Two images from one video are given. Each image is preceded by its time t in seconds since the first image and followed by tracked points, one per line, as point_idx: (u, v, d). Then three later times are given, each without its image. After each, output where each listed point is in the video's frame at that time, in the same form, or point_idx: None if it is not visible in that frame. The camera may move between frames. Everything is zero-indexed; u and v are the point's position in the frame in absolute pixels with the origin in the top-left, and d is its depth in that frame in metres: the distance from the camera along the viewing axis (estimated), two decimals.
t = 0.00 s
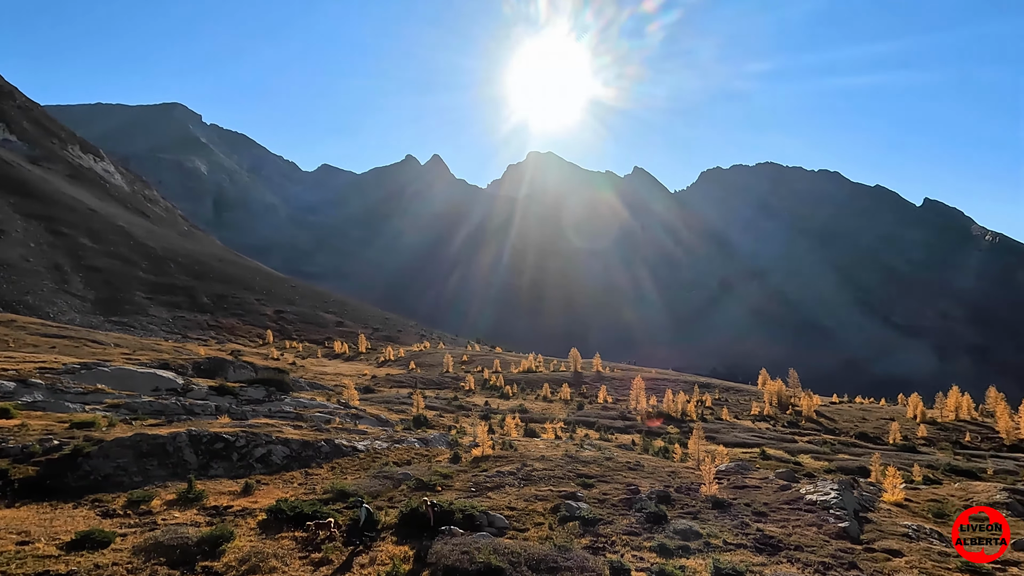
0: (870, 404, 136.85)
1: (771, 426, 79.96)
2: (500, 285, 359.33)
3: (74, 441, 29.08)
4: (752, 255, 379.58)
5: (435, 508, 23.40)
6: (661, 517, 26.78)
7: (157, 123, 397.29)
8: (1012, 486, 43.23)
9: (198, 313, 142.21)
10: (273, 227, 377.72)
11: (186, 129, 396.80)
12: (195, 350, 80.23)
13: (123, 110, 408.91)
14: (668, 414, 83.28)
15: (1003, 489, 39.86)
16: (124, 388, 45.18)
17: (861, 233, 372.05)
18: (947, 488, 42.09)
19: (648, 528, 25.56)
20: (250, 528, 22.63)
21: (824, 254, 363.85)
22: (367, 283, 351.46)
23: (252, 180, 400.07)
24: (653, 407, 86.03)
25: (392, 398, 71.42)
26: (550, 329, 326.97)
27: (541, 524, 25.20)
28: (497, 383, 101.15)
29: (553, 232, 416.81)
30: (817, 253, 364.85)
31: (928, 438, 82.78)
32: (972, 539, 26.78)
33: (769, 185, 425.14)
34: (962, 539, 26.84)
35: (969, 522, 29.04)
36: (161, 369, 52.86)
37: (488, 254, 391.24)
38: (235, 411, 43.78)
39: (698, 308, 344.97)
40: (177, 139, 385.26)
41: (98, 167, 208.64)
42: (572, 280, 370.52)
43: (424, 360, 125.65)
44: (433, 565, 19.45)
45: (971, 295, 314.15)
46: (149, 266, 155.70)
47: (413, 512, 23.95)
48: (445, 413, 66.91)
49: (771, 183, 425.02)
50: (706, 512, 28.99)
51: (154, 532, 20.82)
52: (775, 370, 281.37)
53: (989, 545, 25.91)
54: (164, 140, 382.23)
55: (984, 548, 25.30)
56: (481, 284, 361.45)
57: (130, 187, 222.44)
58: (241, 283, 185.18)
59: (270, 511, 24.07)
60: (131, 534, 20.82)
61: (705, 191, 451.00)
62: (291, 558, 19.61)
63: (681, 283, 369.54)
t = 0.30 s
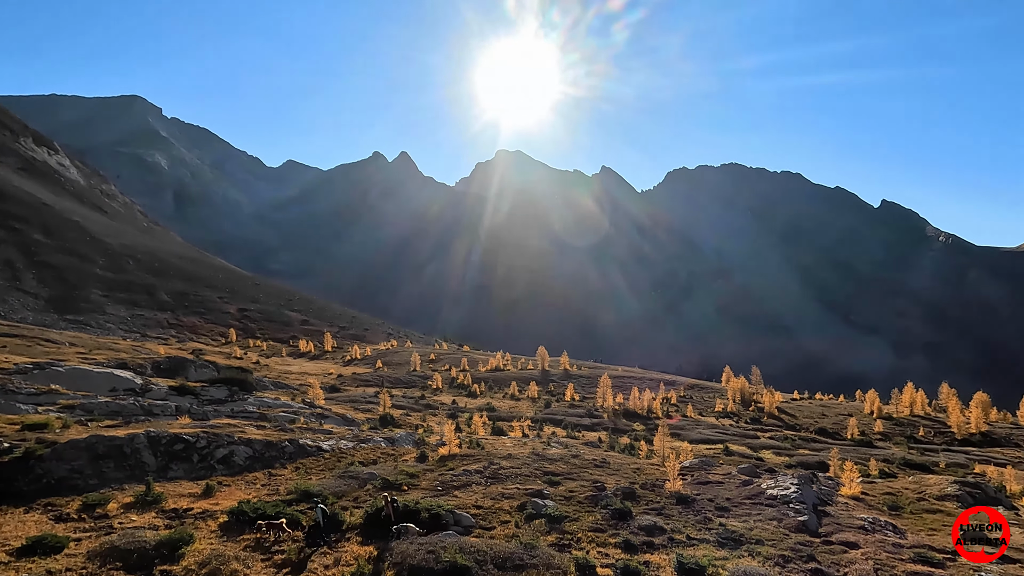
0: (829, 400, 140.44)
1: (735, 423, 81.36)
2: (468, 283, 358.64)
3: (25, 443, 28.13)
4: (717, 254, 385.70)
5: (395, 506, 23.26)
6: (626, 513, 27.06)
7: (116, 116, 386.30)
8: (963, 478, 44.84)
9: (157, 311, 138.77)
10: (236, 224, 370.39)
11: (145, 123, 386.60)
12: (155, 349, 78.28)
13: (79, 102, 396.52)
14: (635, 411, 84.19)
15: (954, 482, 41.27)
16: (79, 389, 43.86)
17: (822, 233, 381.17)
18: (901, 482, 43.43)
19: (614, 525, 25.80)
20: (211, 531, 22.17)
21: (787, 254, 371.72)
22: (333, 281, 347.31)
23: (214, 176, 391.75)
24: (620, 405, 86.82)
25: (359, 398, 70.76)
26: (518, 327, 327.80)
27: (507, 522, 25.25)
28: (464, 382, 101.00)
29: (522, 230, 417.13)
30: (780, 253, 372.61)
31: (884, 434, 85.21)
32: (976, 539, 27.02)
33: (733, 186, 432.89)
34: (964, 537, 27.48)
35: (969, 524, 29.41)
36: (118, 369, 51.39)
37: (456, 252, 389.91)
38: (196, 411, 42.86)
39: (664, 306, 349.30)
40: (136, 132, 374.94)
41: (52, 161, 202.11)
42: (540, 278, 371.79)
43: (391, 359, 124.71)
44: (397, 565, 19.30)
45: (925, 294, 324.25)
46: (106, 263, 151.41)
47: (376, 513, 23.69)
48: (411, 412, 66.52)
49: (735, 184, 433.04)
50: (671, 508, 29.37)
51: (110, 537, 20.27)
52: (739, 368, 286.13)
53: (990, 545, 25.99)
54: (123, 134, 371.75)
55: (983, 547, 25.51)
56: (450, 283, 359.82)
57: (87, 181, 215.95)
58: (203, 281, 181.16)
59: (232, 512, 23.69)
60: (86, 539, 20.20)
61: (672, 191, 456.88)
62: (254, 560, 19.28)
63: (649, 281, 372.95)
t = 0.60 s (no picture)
0: (790, 397, 143.67)
1: (700, 420, 82.62)
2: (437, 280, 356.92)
3: None
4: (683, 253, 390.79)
5: (353, 506, 23.02)
6: (592, 510, 27.28)
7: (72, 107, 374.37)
8: (917, 471, 46.27)
9: (116, 309, 135.01)
10: (199, 220, 362.25)
11: (104, 115, 375.57)
12: (113, 349, 76.14)
13: (33, 93, 383.16)
14: (602, 409, 84.86)
15: (910, 475, 42.57)
16: (32, 389, 42.41)
17: (785, 234, 389.62)
18: (858, 476, 44.68)
19: (580, 522, 25.99)
20: (170, 534, 21.69)
21: (751, 253, 378.68)
22: (300, 279, 342.54)
23: (175, 170, 382.49)
24: (588, 403, 87.39)
25: (325, 397, 69.95)
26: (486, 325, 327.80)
27: (474, 521, 25.20)
28: (432, 380, 100.63)
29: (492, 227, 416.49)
30: (745, 252, 379.49)
31: (843, 429, 87.52)
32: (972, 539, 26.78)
33: (700, 186, 439.31)
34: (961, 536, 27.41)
35: (968, 523, 29.27)
36: (74, 369, 49.83)
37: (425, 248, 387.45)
38: (156, 412, 41.82)
39: (631, 303, 352.87)
40: (93, 125, 363.97)
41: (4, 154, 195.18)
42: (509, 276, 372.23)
43: (358, 358, 123.45)
44: (362, 565, 19.15)
45: (883, 293, 333.66)
46: (62, 259, 146.87)
47: (339, 514, 23.43)
48: (378, 411, 66.01)
49: (702, 185, 439.69)
50: (637, 504, 29.68)
51: (65, 542, 19.72)
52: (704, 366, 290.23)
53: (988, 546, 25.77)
54: (79, 126, 360.50)
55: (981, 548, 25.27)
56: (418, 280, 357.28)
57: (41, 175, 208.93)
58: (163, 278, 176.86)
59: (193, 514, 23.20)
60: (39, 544, 19.60)
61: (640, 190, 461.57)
62: (214, 563, 18.90)
63: (617, 279, 376.14)
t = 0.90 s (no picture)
0: (751, 392, 146.80)
1: (663, 416, 83.73)
2: (403, 277, 354.56)
3: None
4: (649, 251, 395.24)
5: (307, 507, 22.72)
6: (557, 506, 27.48)
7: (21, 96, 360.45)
8: (871, 464, 47.72)
9: (68, 306, 130.64)
10: (157, 215, 352.57)
11: (55, 105, 362.67)
12: (65, 347, 73.74)
13: None
14: (567, 406, 85.37)
15: (864, 468, 43.87)
16: None
17: (747, 233, 397.72)
18: (815, 469, 45.92)
19: (545, 518, 26.14)
20: (126, 537, 21.09)
21: (714, 251, 385.49)
22: (262, 275, 336.49)
23: (132, 163, 371.58)
24: (553, 400, 87.83)
25: (288, 395, 68.86)
26: (453, 322, 327.41)
27: (439, 519, 25.14)
28: (398, 378, 99.99)
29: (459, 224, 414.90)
30: (708, 250, 385.89)
31: (801, 423, 89.66)
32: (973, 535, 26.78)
33: (665, 185, 445.40)
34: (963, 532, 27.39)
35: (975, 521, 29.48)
36: (24, 368, 48.04)
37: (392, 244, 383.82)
38: (110, 412, 40.59)
39: (596, 301, 355.91)
40: (45, 116, 351.05)
41: None
42: (475, 273, 371.96)
43: (321, 355, 121.87)
44: (325, 565, 18.92)
45: (840, 291, 342.84)
46: (11, 255, 141.74)
47: (298, 514, 23.13)
48: (343, 409, 65.32)
49: (667, 185, 446.08)
50: (601, 500, 29.96)
51: (13, 546, 19.02)
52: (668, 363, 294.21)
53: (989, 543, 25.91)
54: (30, 116, 347.44)
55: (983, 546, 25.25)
56: (384, 277, 354.05)
57: None
58: (119, 275, 171.87)
59: (149, 517, 22.61)
60: None
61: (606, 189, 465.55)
62: (172, 566, 18.55)
63: (584, 276, 378.78)
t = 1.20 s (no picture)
0: (708, 387, 149.71)
1: (623, 411, 84.79)
2: (363, 273, 350.57)
3: None
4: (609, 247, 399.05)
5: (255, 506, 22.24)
6: (518, 501, 27.55)
7: None
8: (822, 456, 49.18)
9: (11, 303, 125.47)
10: (105, 207, 340.33)
11: None
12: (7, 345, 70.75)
13: None
14: (528, 402, 85.70)
15: (816, 460, 45.17)
16: None
17: (705, 231, 404.79)
18: (769, 462, 47.09)
19: (506, 514, 26.20)
20: (71, 540, 20.38)
21: (673, 248, 391.30)
22: (218, 269, 328.35)
23: (79, 154, 357.95)
24: (514, 396, 87.97)
25: (244, 393, 67.41)
26: (414, 319, 325.65)
27: (399, 516, 24.98)
28: (358, 375, 98.84)
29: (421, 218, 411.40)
30: (667, 247, 391.90)
31: (756, 417, 91.90)
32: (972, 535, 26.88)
33: (626, 183, 449.99)
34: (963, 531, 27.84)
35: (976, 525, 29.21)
36: None
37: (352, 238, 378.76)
38: (56, 412, 39.12)
39: (558, 297, 357.94)
40: None
41: None
42: (437, 269, 370.13)
43: (279, 352, 119.61)
44: (281, 565, 18.60)
45: (794, 288, 352.16)
46: None
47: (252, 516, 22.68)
48: (301, 407, 64.27)
49: (628, 183, 450.87)
50: (560, 494, 30.19)
51: None
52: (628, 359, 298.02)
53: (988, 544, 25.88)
54: None
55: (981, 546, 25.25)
56: (345, 272, 349.68)
57: None
58: (66, 270, 165.72)
59: (98, 519, 21.95)
60: None
61: (569, 185, 467.91)
62: (120, 570, 18.00)
63: (546, 273, 380.32)
